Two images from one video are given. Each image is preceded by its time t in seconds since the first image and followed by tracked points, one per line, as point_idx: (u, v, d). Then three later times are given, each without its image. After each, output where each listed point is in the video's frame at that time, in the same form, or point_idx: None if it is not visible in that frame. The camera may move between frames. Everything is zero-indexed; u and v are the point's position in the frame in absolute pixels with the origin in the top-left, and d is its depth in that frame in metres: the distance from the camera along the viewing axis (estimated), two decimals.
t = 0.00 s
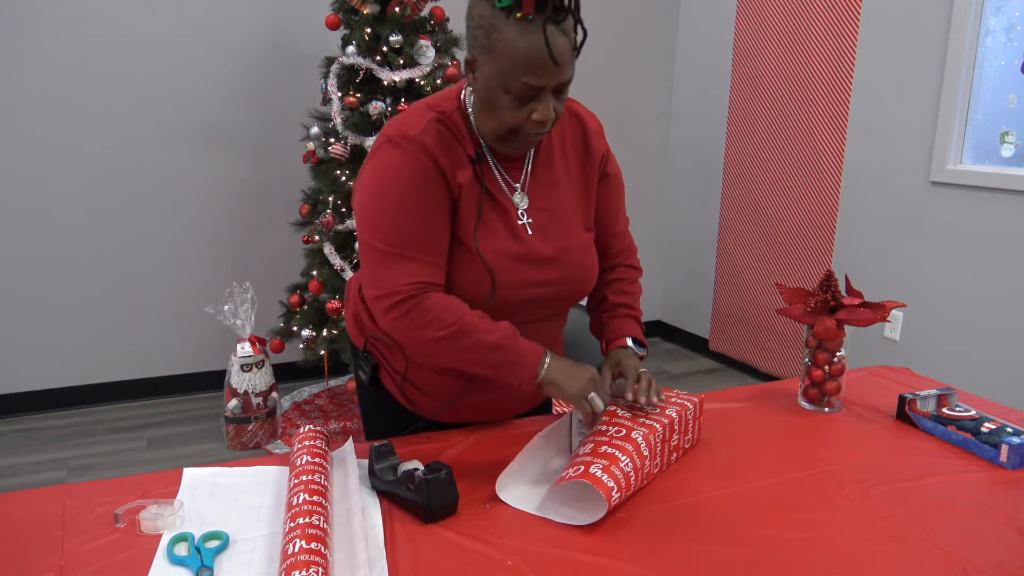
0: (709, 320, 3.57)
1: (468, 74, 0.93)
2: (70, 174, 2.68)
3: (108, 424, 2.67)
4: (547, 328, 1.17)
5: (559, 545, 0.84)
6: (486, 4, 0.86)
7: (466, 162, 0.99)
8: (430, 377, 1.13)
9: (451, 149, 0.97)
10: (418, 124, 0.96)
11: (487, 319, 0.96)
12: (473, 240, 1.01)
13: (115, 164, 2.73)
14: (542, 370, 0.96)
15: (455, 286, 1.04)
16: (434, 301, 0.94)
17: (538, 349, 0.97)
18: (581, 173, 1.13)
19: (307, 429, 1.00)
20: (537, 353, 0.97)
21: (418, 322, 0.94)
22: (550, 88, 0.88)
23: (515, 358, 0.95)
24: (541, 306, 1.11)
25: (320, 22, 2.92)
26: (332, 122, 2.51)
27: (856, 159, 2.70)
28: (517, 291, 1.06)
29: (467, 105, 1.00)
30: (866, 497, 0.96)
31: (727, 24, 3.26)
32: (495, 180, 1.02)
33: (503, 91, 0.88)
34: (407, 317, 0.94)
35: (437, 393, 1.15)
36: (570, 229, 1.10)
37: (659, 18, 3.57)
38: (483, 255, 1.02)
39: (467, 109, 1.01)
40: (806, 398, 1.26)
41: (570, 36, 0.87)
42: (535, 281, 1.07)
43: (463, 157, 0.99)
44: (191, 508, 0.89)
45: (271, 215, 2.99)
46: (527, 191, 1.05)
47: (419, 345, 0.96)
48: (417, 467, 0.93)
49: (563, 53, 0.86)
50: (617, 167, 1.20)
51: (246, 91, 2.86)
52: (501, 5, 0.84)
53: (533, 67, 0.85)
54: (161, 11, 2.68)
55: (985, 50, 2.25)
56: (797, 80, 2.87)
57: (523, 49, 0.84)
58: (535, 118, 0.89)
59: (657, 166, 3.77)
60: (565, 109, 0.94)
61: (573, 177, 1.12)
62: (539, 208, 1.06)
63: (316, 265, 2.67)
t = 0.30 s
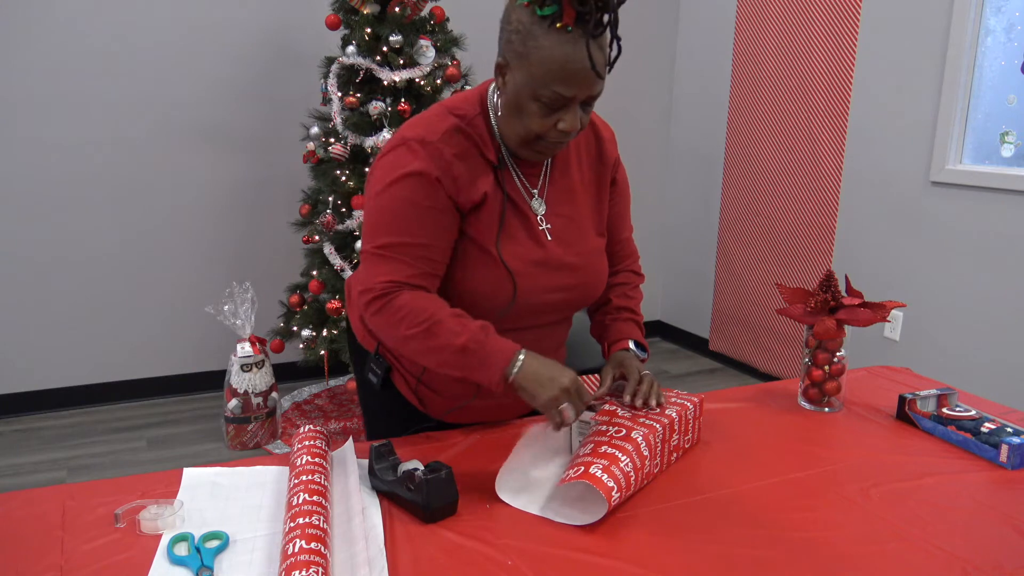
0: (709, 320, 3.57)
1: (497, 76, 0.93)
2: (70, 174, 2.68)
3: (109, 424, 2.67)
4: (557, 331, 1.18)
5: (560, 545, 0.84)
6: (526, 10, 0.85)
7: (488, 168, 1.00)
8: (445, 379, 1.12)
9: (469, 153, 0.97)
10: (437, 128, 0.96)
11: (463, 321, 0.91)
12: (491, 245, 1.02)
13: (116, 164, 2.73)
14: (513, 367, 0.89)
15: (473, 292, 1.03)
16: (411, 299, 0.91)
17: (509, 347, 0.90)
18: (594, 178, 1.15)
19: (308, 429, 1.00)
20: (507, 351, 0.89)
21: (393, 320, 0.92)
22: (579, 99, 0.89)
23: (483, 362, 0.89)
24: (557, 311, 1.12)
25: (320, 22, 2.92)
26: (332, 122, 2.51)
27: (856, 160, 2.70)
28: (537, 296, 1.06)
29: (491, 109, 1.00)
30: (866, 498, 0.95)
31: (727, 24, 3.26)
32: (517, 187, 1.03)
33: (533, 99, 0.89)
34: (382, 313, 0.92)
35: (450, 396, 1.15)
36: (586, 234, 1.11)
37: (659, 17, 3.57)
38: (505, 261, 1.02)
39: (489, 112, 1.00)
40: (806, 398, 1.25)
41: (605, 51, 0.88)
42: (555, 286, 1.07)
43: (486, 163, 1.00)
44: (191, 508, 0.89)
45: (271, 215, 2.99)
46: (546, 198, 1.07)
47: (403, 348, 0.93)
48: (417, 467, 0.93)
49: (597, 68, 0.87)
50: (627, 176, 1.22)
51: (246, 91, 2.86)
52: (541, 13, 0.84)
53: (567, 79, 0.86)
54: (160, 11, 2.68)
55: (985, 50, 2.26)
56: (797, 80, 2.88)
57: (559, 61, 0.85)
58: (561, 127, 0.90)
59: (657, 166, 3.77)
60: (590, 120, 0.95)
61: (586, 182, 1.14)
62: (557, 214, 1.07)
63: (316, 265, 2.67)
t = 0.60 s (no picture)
0: (709, 320, 3.57)
1: (504, 76, 0.93)
2: (70, 174, 2.67)
3: (109, 424, 2.67)
4: (559, 332, 1.18)
5: (559, 545, 0.84)
6: (536, 10, 0.85)
7: (492, 171, 1.00)
8: (446, 379, 1.12)
9: (473, 154, 0.97)
10: (444, 129, 0.96)
11: (472, 322, 0.91)
12: (492, 247, 1.02)
13: (116, 164, 2.73)
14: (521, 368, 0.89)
15: (473, 293, 1.04)
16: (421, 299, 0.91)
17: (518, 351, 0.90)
18: (599, 179, 1.15)
19: (308, 429, 1.00)
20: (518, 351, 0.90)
21: (401, 320, 0.92)
22: (586, 101, 0.89)
23: (490, 364, 0.89)
24: (558, 313, 1.12)
25: (320, 22, 2.92)
26: (332, 122, 2.51)
27: (856, 160, 2.70)
28: (538, 298, 1.06)
29: (496, 110, 1.00)
30: (866, 497, 0.95)
31: (727, 24, 3.26)
32: (519, 189, 1.03)
33: (540, 100, 0.89)
34: (392, 315, 0.92)
35: (451, 396, 1.15)
36: (589, 237, 1.11)
37: (659, 17, 3.57)
38: (507, 263, 1.02)
39: (494, 114, 1.00)
40: (806, 398, 1.26)
41: (614, 53, 0.88)
42: (557, 289, 1.08)
43: (490, 166, 1.00)
44: (191, 508, 0.89)
45: (271, 215, 2.99)
46: (549, 200, 1.06)
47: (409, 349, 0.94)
48: (417, 467, 0.93)
49: (606, 69, 0.87)
50: (631, 175, 1.22)
51: (246, 91, 2.86)
52: (551, 14, 0.84)
53: (574, 80, 0.86)
54: (160, 11, 2.68)
55: (985, 50, 2.26)
56: (797, 80, 2.88)
57: (568, 62, 0.84)
58: (567, 129, 0.90)
59: (657, 166, 3.78)
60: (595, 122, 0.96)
61: (590, 183, 1.13)
62: (560, 216, 1.07)
63: (316, 265, 2.67)
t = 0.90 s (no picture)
0: (709, 320, 3.57)
1: (504, 79, 0.93)
2: (70, 174, 2.67)
3: (109, 424, 2.67)
4: (558, 335, 1.18)
5: (560, 545, 0.84)
6: (537, 13, 0.86)
7: (493, 173, 0.99)
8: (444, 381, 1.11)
9: (477, 156, 0.97)
10: (448, 130, 0.96)
11: (479, 347, 0.88)
12: (493, 250, 1.02)
13: (116, 165, 2.73)
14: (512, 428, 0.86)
15: (473, 295, 1.04)
16: (431, 320, 0.88)
17: (512, 405, 0.86)
18: (600, 184, 1.15)
19: (308, 429, 1.00)
20: (505, 412, 0.85)
21: (415, 335, 0.90)
22: (586, 105, 0.89)
23: (492, 408, 0.85)
24: (557, 318, 1.12)
25: (320, 22, 2.92)
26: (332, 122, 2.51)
27: (856, 160, 2.70)
28: (536, 302, 1.06)
29: (497, 113, 1.00)
30: (866, 497, 0.95)
31: (727, 25, 3.26)
32: (520, 192, 1.03)
33: (540, 103, 0.89)
34: (406, 323, 0.90)
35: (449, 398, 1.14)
36: (590, 242, 1.11)
37: (659, 17, 3.56)
38: (506, 266, 1.02)
39: (495, 117, 1.00)
40: (806, 399, 1.26)
41: (614, 56, 0.88)
42: (555, 294, 1.07)
43: (491, 167, 0.99)
44: (191, 508, 0.89)
45: (271, 215, 2.99)
46: (548, 204, 1.06)
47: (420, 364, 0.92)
48: (416, 467, 0.93)
49: (606, 73, 0.87)
50: (632, 181, 1.21)
51: (246, 91, 2.86)
52: (551, 16, 0.84)
53: (575, 83, 0.86)
54: (160, 11, 2.68)
55: (985, 50, 2.26)
56: (797, 80, 2.88)
57: (568, 65, 0.84)
58: (567, 133, 0.90)
59: (657, 166, 3.78)
60: (595, 126, 0.95)
61: (591, 187, 1.13)
62: (560, 220, 1.07)
63: (316, 265, 2.67)
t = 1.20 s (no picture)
0: (710, 320, 3.57)
1: (509, 82, 0.92)
2: (70, 174, 2.67)
3: (109, 424, 2.67)
4: (561, 337, 1.18)
5: (560, 545, 0.84)
6: (543, 15, 0.85)
7: (498, 176, 1.00)
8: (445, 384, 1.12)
9: (482, 159, 0.97)
10: (453, 133, 0.96)
11: (486, 352, 0.90)
12: (499, 253, 1.02)
13: (116, 165, 2.73)
14: (517, 430, 0.88)
15: (479, 300, 1.03)
16: (436, 329, 0.89)
17: (518, 410, 0.89)
18: (602, 187, 1.15)
19: (308, 429, 1.00)
20: (511, 416, 0.88)
21: (422, 342, 0.91)
22: (592, 108, 0.89)
23: (497, 413, 0.88)
24: (561, 320, 1.12)
25: (320, 22, 2.92)
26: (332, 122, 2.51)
27: (856, 160, 2.70)
28: (540, 305, 1.06)
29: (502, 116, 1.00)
30: (866, 497, 0.95)
31: (727, 25, 3.26)
32: (525, 196, 1.03)
33: (546, 106, 0.88)
34: (413, 331, 0.91)
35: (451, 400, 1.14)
36: (593, 245, 1.11)
37: (659, 17, 3.56)
38: (511, 270, 1.02)
39: (500, 119, 1.00)
40: (806, 398, 1.25)
41: (619, 59, 0.88)
42: (559, 297, 1.07)
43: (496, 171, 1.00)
44: (191, 508, 0.89)
45: (271, 215, 2.99)
46: (553, 207, 1.06)
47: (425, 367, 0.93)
48: (417, 468, 0.93)
49: (612, 76, 0.87)
50: (634, 183, 1.21)
51: (246, 91, 2.86)
52: (557, 19, 0.84)
53: (581, 86, 0.86)
54: (159, 11, 2.68)
55: (985, 50, 2.26)
56: (797, 80, 2.88)
57: (574, 68, 0.84)
58: (572, 136, 0.90)
59: (657, 166, 3.78)
60: (600, 129, 0.95)
61: (593, 189, 1.13)
62: (564, 223, 1.07)
63: (316, 265, 2.67)
